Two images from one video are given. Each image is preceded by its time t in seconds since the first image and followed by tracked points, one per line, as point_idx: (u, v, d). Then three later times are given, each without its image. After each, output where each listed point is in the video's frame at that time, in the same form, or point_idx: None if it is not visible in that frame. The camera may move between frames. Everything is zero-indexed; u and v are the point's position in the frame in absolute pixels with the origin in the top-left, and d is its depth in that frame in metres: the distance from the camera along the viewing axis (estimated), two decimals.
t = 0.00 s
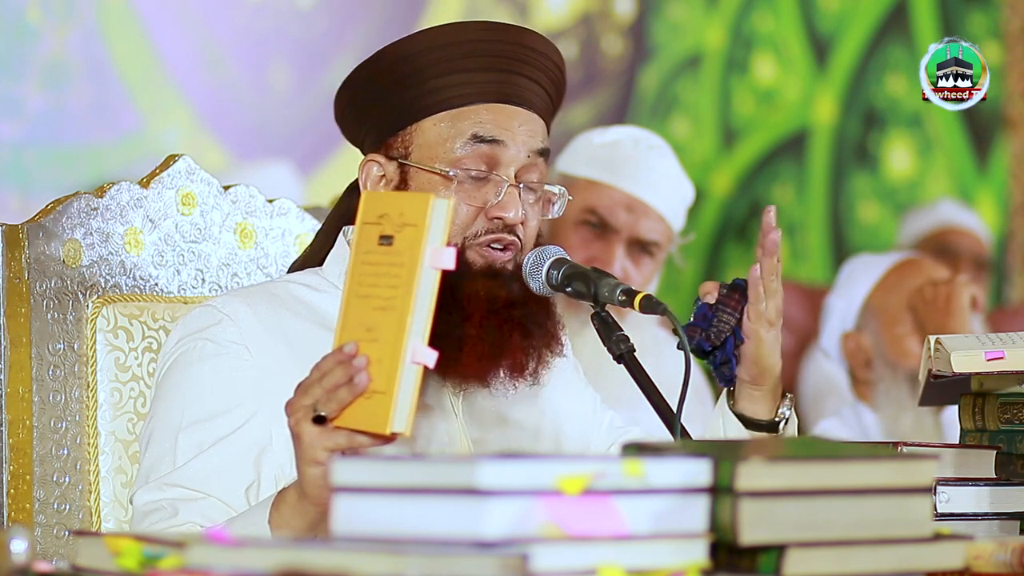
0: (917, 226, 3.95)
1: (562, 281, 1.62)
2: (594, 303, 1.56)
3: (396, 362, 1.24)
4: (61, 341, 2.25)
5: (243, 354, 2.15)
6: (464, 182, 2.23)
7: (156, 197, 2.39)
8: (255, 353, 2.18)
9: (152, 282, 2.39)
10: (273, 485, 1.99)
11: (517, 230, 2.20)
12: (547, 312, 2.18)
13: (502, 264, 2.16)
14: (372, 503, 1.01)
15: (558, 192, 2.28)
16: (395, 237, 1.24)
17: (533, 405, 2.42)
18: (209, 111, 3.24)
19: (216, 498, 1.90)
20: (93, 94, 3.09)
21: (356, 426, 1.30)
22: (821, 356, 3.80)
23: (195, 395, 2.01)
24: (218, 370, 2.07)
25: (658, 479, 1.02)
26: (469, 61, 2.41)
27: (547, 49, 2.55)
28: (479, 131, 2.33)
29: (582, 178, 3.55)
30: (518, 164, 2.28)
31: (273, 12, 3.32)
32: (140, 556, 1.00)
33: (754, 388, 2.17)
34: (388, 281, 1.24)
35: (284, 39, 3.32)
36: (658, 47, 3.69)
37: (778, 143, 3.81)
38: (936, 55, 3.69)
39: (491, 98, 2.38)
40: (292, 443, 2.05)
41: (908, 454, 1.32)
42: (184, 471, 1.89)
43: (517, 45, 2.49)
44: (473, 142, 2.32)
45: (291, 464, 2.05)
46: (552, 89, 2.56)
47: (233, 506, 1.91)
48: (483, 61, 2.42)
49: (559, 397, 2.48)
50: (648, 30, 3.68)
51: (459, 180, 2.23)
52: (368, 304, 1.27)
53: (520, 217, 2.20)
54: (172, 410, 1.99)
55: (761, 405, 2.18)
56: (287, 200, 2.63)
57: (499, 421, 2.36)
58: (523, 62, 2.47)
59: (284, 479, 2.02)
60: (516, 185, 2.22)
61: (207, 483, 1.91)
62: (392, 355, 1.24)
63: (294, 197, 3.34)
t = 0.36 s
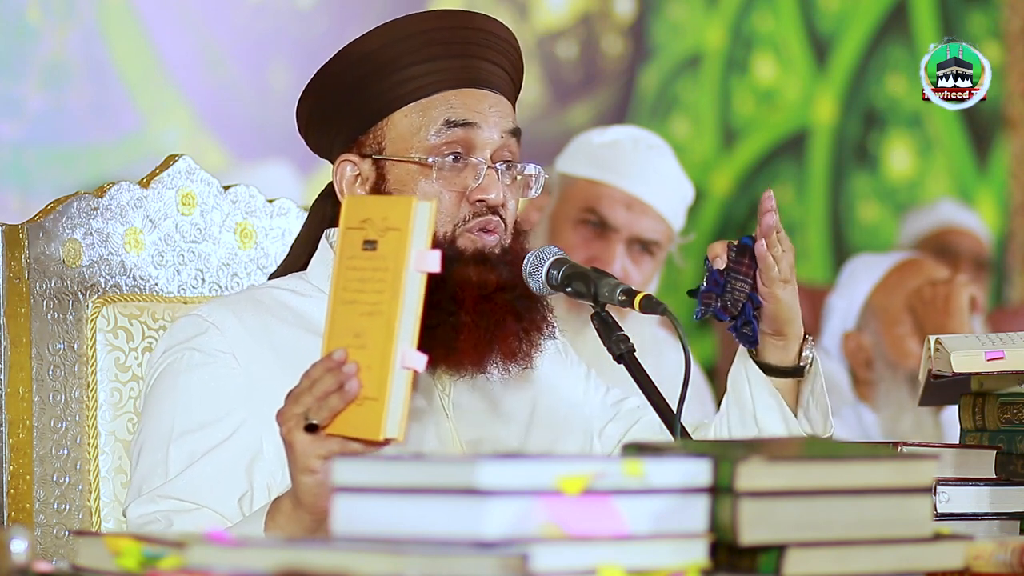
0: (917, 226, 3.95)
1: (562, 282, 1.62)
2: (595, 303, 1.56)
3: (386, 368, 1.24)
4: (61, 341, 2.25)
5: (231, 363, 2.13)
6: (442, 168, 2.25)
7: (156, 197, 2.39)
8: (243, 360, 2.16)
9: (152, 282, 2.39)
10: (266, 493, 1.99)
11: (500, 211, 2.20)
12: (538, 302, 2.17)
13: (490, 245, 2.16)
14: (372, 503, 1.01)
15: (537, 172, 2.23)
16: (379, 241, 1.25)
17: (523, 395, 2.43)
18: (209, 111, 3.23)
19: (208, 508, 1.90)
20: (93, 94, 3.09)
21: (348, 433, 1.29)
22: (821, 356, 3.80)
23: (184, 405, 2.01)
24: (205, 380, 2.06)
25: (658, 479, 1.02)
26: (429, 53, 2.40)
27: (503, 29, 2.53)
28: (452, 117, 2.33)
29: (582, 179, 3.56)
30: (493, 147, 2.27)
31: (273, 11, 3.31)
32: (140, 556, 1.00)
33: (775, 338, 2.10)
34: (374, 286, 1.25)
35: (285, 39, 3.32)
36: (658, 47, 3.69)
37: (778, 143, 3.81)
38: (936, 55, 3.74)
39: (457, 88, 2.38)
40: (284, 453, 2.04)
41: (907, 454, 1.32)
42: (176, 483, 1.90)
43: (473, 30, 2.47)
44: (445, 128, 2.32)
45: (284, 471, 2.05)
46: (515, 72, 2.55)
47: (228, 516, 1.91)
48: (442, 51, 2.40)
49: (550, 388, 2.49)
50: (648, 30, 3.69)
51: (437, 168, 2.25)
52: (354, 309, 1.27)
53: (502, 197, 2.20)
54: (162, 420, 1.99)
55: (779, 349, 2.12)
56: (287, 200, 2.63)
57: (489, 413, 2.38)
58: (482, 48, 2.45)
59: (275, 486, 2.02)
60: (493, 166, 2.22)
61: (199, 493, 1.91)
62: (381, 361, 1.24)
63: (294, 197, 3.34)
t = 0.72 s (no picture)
0: (917, 226, 3.94)
1: (562, 282, 1.62)
2: (595, 303, 1.56)
3: (385, 381, 1.25)
4: (61, 340, 2.25)
5: (229, 365, 2.12)
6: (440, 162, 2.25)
7: (156, 197, 2.39)
8: (241, 363, 2.15)
9: (152, 282, 2.39)
10: (264, 497, 2.00)
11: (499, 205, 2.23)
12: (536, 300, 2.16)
13: (489, 237, 2.19)
14: (372, 503, 1.01)
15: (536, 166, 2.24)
16: (375, 251, 1.25)
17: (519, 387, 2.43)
18: (210, 111, 3.23)
19: (208, 512, 1.92)
20: (93, 94, 3.09)
21: (346, 443, 1.30)
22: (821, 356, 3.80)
23: (182, 408, 2.01)
24: (203, 382, 2.06)
25: (658, 479, 1.02)
26: (425, 51, 2.39)
27: (502, 28, 2.51)
28: (449, 111, 2.34)
29: (578, 178, 3.58)
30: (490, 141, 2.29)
31: (273, 11, 3.31)
32: (140, 556, 1.00)
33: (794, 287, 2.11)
34: (370, 296, 1.26)
35: (284, 39, 3.32)
36: (658, 47, 3.69)
37: (778, 143, 3.81)
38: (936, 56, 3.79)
39: (452, 84, 2.38)
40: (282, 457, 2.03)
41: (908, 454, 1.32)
42: (175, 486, 1.91)
43: (470, 29, 2.45)
44: (443, 123, 2.33)
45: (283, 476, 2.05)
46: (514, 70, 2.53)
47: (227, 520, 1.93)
48: (437, 49, 2.39)
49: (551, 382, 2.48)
50: (648, 30, 3.69)
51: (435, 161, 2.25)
52: (351, 318, 1.27)
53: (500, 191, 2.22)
54: (160, 424, 1.99)
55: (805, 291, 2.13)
56: (287, 199, 2.62)
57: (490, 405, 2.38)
58: (479, 46, 2.44)
59: (274, 488, 2.02)
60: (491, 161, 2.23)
61: (200, 498, 1.92)
62: (380, 374, 1.25)
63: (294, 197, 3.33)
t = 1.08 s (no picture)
0: (918, 226, 3.94)
1: (562, 282, 1.62)
2: (595, 303, 1.56)
3: (401, 380, 1.26)
4: (61, 341, 2.25)
5: (240, 363, 2.12)
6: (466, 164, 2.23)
7: (156, 197, 2.39)
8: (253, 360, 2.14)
9: (152, 282, 2.39)
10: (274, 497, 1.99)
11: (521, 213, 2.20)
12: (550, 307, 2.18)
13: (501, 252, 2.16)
14: (373, 503, 1.01)
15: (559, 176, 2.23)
16: (394, 251, 1.25)
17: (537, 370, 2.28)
18: (210, 111, 3.23)
19: (218, 510, 1.91)
20: (93, 94, 3.09)
21: (361, 443, 1.30)
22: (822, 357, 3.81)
23: (193, 406, 2.01)
24: (213, 379, 2.06)
25: (658, 479, 1.02)
26: (448, 53, 2.35)
27: (528, 29, 2.48)
28: (479, 114, 2.29)
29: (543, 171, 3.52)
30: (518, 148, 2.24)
31: (273, 11, 3.32)
32: (140, 556, 1.00)
33: (802, 187, 2.05)
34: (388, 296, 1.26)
35: (285, 40, 3.32)
36: (658, 47, 3.72)
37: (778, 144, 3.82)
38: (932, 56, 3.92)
39: (481, 87, 2.33)
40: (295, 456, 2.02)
41: (907, 455, 1.31)
42: (186, 486, 1.91)
43: (497, 31, 2.42)
44: (472, 125, 2.28)
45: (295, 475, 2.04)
46: (539, 73, 2.49)
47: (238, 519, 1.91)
48: (461, 51, 2.36)
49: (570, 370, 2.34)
50: (648, 30, 3.72)
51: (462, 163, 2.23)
52: (368, 318, 1.27)
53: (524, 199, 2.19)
54: (170, 422, 2.00)
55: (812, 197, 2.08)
56: (287, 199, 2.62)
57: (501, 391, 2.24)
58: (505, 48, 2.40)
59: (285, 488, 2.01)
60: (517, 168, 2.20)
61: (210, 496, 1.91)
62: (397, 374, 1.26)
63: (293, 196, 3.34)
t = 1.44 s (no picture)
0: (917, 226, 3.94)
1: (562, 282, 1.62)
2: (595, 303, 1.56)
3: (412, 387, 1.26)
4: (61, 340, 2.25)
5: (242, 363, 2.12)
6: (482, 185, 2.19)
7: (156, 197, 2.39)
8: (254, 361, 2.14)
9: (152, 282, 2.39)
10: (275, 498, 2.00)
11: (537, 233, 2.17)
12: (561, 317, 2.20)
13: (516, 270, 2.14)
14: (372, 502, 1.01)
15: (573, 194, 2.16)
16: (406, 257, 1.25)
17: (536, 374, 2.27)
18: (209, 111, 3.23)
19: (219, 509, 1.91)
20: (93, 94, 3.09)
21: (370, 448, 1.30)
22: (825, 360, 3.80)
23: (196, 405, 2.00)
24: (216, 379, 2.05)
25: (658, 479, 1.02)
26: (463, 68, 2.33)
27: (541, 37, 2.46)
28: (501, 137, 2.26)
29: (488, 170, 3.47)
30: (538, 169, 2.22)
31: (273, 11, 3.32)
32: (140, 556, 1.00)
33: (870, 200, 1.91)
34: (400, 302, 1.26)
35: (285, 40, 3.32)
36: (658, 47, 3.73)
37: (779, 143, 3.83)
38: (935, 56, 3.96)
39: (494, 103, 2.31)
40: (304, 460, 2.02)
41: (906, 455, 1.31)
42: (188, 484, 1.90)
43: (511, 44, 2.40)
44: (494, 147, 2.26)
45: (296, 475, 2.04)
46: (547, 75, 2.48)
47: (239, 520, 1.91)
48: (478, 66, 2.33)
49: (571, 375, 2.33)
50: (648, 30, 3.73)
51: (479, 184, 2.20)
52: (379, 324, 1.27)
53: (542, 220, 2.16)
54: (172, 420, 1.99)
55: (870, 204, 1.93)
56: (287, 199, 2.62)
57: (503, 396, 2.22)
58: (519, 61, 2.38)
59: (285, 488, 2.02)
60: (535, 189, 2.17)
61: (212, 496, 1.91)
62: (407, 380, 1.26)
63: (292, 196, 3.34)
